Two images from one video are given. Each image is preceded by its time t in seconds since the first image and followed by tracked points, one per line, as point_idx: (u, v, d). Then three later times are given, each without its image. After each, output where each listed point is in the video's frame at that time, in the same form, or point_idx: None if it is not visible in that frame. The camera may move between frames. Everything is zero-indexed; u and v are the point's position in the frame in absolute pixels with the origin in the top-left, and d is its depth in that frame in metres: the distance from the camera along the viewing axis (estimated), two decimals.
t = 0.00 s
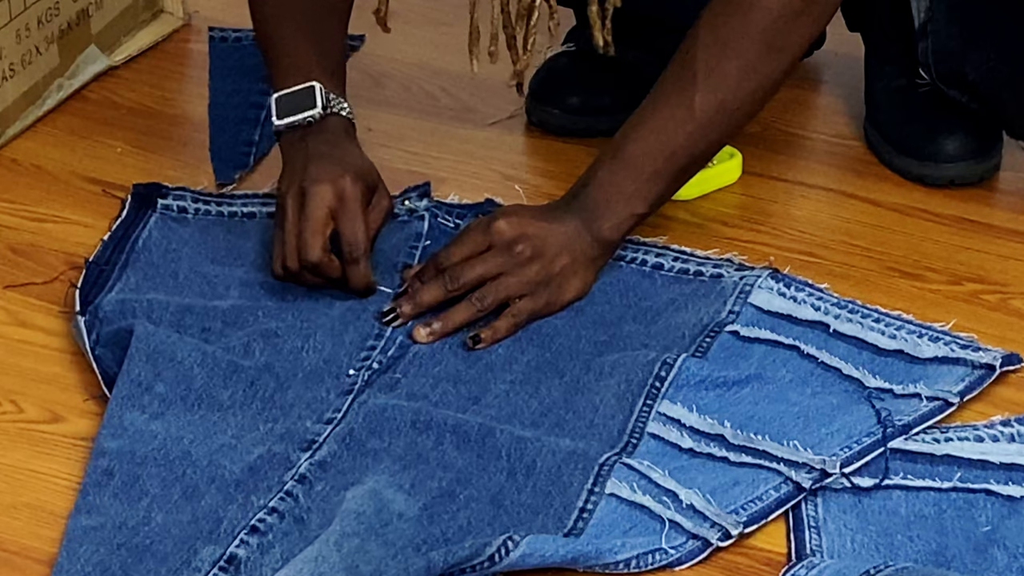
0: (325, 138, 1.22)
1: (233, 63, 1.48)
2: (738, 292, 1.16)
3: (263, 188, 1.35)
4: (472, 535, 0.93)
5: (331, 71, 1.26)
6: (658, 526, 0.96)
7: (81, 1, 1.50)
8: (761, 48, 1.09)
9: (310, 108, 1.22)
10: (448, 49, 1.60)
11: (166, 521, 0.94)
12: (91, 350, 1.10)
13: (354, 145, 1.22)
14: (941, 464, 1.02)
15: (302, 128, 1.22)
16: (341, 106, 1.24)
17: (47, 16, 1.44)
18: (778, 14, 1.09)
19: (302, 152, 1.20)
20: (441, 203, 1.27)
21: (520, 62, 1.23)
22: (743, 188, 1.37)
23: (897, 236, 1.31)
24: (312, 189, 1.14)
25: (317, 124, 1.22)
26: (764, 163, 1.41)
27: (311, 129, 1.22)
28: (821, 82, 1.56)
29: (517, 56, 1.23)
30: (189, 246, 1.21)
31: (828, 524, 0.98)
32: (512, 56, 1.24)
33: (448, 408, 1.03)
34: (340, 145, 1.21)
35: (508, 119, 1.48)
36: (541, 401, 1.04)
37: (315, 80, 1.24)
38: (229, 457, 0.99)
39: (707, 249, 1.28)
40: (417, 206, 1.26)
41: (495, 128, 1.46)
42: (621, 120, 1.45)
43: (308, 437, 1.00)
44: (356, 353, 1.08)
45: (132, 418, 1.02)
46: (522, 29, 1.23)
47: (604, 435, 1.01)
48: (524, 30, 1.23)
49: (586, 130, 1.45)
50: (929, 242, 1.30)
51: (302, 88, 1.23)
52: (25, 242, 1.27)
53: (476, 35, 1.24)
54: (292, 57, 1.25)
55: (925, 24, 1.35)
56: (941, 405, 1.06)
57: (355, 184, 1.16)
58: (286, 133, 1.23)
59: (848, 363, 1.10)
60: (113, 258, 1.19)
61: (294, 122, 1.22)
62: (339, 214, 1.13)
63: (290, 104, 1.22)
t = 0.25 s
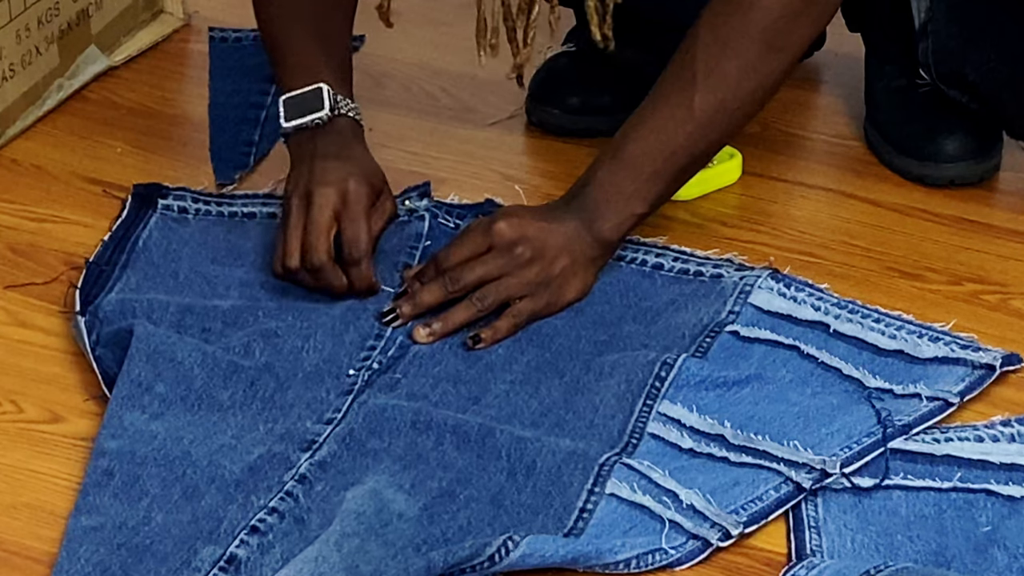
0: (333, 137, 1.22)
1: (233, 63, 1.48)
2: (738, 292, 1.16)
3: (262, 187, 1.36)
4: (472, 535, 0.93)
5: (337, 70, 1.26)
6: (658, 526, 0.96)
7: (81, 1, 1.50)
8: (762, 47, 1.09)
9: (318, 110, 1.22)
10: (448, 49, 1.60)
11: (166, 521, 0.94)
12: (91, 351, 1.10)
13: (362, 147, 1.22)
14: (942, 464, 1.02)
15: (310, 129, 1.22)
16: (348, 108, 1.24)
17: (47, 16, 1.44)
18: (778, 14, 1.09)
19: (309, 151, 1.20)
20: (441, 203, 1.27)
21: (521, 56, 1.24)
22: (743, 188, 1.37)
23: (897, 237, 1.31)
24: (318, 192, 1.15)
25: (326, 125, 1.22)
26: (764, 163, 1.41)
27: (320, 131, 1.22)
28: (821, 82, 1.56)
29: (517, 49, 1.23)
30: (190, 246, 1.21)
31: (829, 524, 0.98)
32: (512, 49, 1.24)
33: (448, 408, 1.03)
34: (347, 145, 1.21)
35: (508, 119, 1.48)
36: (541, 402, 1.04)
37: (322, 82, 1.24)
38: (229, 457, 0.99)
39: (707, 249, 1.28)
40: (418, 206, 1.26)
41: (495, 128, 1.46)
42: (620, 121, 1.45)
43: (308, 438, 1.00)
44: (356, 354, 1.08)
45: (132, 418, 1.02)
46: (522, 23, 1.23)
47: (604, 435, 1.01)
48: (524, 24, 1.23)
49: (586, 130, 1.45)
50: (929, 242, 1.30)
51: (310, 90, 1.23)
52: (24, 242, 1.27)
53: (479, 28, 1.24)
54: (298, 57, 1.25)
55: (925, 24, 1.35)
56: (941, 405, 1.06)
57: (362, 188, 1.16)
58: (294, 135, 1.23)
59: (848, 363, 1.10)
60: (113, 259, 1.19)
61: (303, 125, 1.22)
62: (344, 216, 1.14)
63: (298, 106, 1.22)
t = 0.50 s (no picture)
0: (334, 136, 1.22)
1: (233, 63, 1.48)
2: (738, 292, 1.16)
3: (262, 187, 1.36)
4: (472, 535, 0.93)
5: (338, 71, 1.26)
6: (658, 526, 0.96)
7: (81, 1, 1.50)
8: (761, 48, 1.09)
9: (319, 107, 1.22)
10: (448, 49, 1.60)
11: (166, 521, 0.94)
12: (91, 351, 1.10)
13: (360, 144, 1.22)
14: (941, 464, 1.02)
15: (310, 125, 1.22)
16: (348, 104, 1.24)
17: (47, 16, 1.44)
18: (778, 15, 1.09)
19: (311, 152, 1.20)
20: (441, 203, 1.27)
21: (523, 59, 1.24)
22: (743, 188, 1.37)
23: (897, 236, 1.31)
24: (321, 196, 1.15)
25: (326, 121, 1.22)
26: (764, 163, 1.41)
27: (320, 128, 1.22)
28: (822, 82, 1.56)
29: (518, 52, 1.24)
30: (190, 246, 1.21)
31: (828, 524, 0.98)
32: (514, 52, 1.24)
33: (448, 408, 1.03)
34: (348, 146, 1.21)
35: (508, 119, 1.48)
36: (541, 402, 1.04)
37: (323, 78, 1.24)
38: (229, 457, 0.99)
39: (707, 249, 1.28)
40: (418, 206, 1.26)
41: (495, 128, 1.46)
42: (621, 120, 1.45)
43: (308, 437, 1.00)
44: (355, 353, 1.08)
45: (132, 418, 1.02)
46: (523, 25, 1.23)
47: (604, 435, 1.01)
48: (526, 26, 1.23)
49: (587, 130, 1.45)
50: (929, 242, 1.30)
51: (311, 87, 1.23)
52: (24, 242, 1.27)
53: (478, 31, 1.24)
54: (298, 55, 1.25)
55: (925, 24, 1.35)
56: (941, 405, 1.06)
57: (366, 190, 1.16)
58: (294, 131, 1.23)
59: (848, 363, 1.10)
60: (113, 258, 1.19)
61: (303, 121, 1.22)
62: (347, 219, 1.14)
63: (299, 103, 1.22)
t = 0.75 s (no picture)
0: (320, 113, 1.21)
1: (233, 63, 1.48)
2: (738, 292, 1.16)
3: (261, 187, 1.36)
4: (472, 535, 0.93)
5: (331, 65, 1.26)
6: (658, 526, 0.96)
7: (81, 1, 1.50)
8: (762, 48, 1.09)
9: (303, 80, 1.21)
10: (448, 49, 1.60)
11: (166, 521, 0.94)
12: (91, 351, 1.10)
13: (346, 120, 1.21)
14: (942, 464, 1.02)
15: (294, 100, 1.22)
16: (333, 79, 1.23)
17: (47, 16, 1.44)
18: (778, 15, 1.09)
19: (297, 130, 1.19)
20: (440, 203, 1.27)
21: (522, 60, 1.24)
22: (742, 188, 1.37)
23: (896, 236, 1.31)
24: (309, 177, 1.13)
25: (311, 95, 1.22)
26: (764, 163, 1.41)
27: (305, 101, 1.21)
28: (821, 82, 1.56)
29: (518, 53, 1.24)
30: (188, 246, 1.21)
31: (828, 524, 0.98)
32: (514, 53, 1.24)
33: (448, 408, 1.03)
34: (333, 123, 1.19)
35: (508, 119, 1.48)
36: (541, 401, 1.04)
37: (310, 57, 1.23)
38: (229, 457, 0.99)
39: (706, 249, 1.28)
40: (417, 210, 1.25)
41: (495, 128, 1.46)
42: (620, 120, 1.45)
43: (308, 437, 1.00)
44: (354, 353, 1.08)
45: (132, 418, 1.02)
46: (522, 26, 1.23)
47: (604, 435, 1.01)
48: (525, 28, 1.23)
49: (586, 130, 1.45)
50: (929, 242, 1.30)
51: (296, 61, 1.22)
52: (24, 242, 1.27)
53: (475, 32, 1.24)
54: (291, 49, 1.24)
55: (924, 24, 1.35)
56: (940, 405, 1.06)
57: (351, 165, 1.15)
58: (279, 105, 1.22)
59: (848, 363, 1.10)
60: (111, 257, 1.19)
61: (288, 94, 1.21)
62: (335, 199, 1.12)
63: (285, 77, 1.22)
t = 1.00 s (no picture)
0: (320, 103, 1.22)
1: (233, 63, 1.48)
2: (738, 292, 1.16)
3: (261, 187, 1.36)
4: (472, 535, 0.93)
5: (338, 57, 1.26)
6: (658, 526, 0.96)
7: (81, 1, 1.50)
8: (760, 48, 1.09)
9: (304, 72, 1.22)
10: (449, 49, 1.60)
11: (166, 521, 0.94)
12: (90, 351, 1.10)
13: (347, 108, 1.22)
14: (942, 464, 1.02)
15: (296, 92, 1.22)
16: (337, 70, 1.24)
17: (47, 16, 1.44)
18: (776, 16, 1.08)
19: (293, 117, 1.21)
20: (439, 199, 1.27)
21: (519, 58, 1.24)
22: (742, 188, 1.37)
23: (896, 236, 1.31)
24: (292, 158, 1.15)
25: (314, 86, 1.22)
26: (764, 163, 1.41)
27: (307, 93, 1.22)
28: (821, 82, 1.56)
29: (517, 51, 1.23)
30: (187, 246, 1.21)
31: (829, 524, 0.98)
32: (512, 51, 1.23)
33: (448, 408, 1.03)
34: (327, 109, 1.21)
35: (508, 119, 1.48)
36: (540, 401, 1.04)
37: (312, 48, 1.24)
38: (229, 457, 0.99)
39: (707, 249, 1.28)
40: (415, 209, 1.24)
41: (495, 128, 1.46)
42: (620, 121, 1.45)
43: (308, 438, 1.00)
44: (354, 353, 1.08)
45: (132, 418, 1.02)
46: (521, 24, 1.23)
47: (604, 435, 1.01)
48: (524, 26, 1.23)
49: (586, 130, 1.45)
50: (929, 242, 1.30)
51: (300, 56, 1.23)
52: (24, 242, 1.27)
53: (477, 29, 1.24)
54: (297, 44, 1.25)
55: (924, 24, 1.35)
56: (941, 405, 1.06)
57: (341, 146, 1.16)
58: (284, 98, 1.23)
59: (847, 363, 1.10)
60: (110, 257, 1.19)
61: (291, 88, 1.22)
62: (317, 180, 1.14)
63: (289, 73, 1.23)
